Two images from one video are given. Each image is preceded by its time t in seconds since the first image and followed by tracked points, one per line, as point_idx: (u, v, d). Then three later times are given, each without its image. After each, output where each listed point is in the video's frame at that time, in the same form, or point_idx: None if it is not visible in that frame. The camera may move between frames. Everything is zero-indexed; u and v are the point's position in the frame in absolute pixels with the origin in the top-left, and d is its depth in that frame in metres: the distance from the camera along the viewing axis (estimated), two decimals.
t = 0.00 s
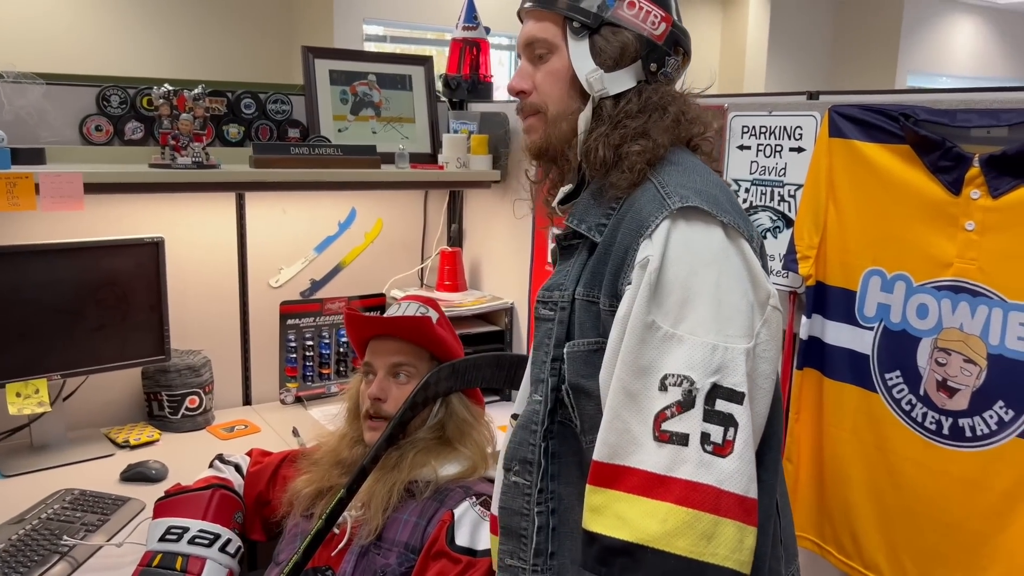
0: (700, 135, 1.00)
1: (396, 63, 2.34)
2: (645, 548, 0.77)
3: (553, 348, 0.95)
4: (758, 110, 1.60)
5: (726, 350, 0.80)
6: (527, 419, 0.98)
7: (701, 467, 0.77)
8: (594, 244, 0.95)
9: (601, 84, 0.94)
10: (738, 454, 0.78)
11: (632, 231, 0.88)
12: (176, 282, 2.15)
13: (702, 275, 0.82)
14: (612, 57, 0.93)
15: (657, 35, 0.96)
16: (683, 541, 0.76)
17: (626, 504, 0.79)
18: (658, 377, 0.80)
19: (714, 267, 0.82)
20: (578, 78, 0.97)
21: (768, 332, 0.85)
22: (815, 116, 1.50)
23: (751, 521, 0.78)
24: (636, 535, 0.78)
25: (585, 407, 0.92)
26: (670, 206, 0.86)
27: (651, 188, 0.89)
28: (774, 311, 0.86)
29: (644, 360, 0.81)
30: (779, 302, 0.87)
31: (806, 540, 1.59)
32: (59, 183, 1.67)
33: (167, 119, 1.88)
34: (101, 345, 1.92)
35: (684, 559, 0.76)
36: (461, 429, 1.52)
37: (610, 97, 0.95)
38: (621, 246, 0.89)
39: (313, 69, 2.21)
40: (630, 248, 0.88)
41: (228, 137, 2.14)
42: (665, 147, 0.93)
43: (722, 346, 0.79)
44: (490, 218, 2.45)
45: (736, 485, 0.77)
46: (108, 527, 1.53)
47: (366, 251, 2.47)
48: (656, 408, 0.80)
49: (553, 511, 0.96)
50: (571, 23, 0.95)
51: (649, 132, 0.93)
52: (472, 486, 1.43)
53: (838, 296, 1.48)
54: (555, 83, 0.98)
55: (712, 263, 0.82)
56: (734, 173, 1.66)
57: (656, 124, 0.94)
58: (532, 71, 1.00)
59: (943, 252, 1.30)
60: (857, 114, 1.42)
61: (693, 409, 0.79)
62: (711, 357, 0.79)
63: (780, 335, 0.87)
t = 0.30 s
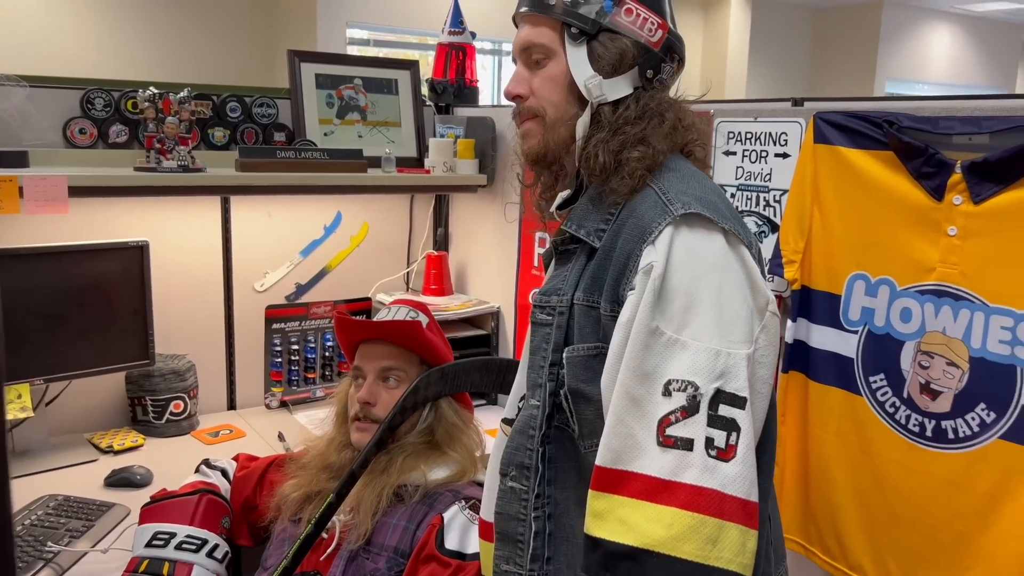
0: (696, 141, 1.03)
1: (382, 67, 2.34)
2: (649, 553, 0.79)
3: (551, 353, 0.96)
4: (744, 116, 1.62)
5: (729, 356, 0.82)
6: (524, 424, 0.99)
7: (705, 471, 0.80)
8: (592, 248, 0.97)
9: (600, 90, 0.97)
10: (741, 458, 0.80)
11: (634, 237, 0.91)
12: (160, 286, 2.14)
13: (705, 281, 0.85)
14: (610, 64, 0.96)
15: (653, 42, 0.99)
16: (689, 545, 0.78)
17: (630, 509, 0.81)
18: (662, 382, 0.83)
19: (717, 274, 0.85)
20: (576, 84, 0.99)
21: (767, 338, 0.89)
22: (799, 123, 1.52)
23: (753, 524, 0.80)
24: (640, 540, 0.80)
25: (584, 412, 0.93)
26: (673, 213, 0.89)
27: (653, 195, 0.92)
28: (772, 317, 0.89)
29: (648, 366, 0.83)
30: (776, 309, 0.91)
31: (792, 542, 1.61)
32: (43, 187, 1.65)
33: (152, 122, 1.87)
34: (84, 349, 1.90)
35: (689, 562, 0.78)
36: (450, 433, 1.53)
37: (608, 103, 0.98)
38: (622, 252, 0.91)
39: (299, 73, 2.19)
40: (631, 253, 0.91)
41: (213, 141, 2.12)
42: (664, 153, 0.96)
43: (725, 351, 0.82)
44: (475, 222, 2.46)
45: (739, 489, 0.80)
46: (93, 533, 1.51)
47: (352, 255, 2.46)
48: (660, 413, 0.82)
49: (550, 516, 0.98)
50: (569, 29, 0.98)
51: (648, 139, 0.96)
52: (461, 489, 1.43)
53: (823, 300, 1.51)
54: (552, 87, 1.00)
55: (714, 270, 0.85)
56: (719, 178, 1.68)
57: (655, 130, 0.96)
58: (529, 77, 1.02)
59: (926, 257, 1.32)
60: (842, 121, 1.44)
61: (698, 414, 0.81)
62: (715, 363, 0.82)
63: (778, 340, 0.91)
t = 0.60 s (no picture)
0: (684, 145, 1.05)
1: (368, 70, 2.34)
2: (644, 554, 0.80)
3: (542, 356, 0.97)
4: (728, 121, 1.64)
5: (721, 358, 0.84)
6: (514, 427, 1.00)
7: (698, 473, 0.81)
8: (582, 252, 0.98)
9: (589, 95, 0.98)
10: (733, 460, 0.82)
11: (625, 241, 0.91)
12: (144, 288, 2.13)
13: (697, 285, 0.86)
14: (598, 69, 0.98)
15: (641, 47, 1.00)
16: (684, 546, 0.80)
17: (624, 511, 0.82)
18: (654, 385, 0.84)
19: (708, 278, 0.87)
20: (565, 89, 1.00)
21: (755, 340, 0.91)
22: (782, 128, 1.54)
23: (744, 525, 0.82)
24: (634, 541, 0.81)
25: (574, 414, 0.94)
26: (664, 216, 0.90)
27: (643, 199, 0.93)
28: (760, 319, 0.92)
29: (640, 368, 0.85)
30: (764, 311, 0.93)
31: (775, 542, 1.62)
32: (27, 188, 1.64)
33: (137, 124, 1.86)
34: (68, 351, 1.89)
35: (683, 563, 0.80)
36: (436, 435, 1.53)
37: (597, 108, 0.99)
38: (614, 255, 0.92)
39: (284, 75, 2.20)
40: (623, 257, 0.92)
41: (198, 143, 2.12)
42: (653, 158, 0.97)
43: (716, 354, 0.84)
44: (461, 225, 2.46)
45: (731, 490, 0.81)
46: (76, 537, 1.50)
47: (338, 257, 2.46)
48: (653, 415, 0.83)
49: (540, 519, 0.98)
50: (558, 34, 0.99)
51: (638, 144, 0.97)
52: (448, 492, 1.44)
53: (805, 303, 1.52)
54: (541, 92, 1.01)
55: (705, 274, 0.87)
56: (703, 182, 1.70)
57: (644, 135, 0.98)
58: (517, 81, 1.03)
59: (906, 260, 1.34)
60: (823, 125, 1.46)
61: (691, 416, 0.82)
62: (707, 365, 0.84)
63: (765, 341, 0.93)
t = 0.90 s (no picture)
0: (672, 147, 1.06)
1: (356, 70, 2.34)
2: (631, 554, 0.81)
3: (530, 356, 0.98)
4: (714, 123, 1.65)
5: (708, 359, 0.85)
6: (502, 427, 1.00)
7: (685, 473, 0.82)
8: (571, 253, 0.99)
9: (578, 97, 0.99)
10: (719, 460, 0.83)
11: (614, 243, 0.92)
12: (130, 288, 2.12)
13: (685, 286, 0.87)
14: (587, 71, 0.98)
15: (629, 49, 1.01)
16: (670, 545, 0.81)
17: (611, 511, 0.83)
18: (642, 386, 0.85)
19: (695, 280, 0.87)
20: (554, 91, 1.01)
21: (742, 341, 0.92)
22: (768, 130, 1.55)
23: (730, 524, 0.83)
24: (622, 541, 0.82)
25: (562, 414, 0.95)
26: (653, 218, 0.91)
27: (632, 201, 0.94)
28: (747, 320, 0.93)
29: (629, 369, 0.85)
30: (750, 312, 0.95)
31: (760, 541, 1.63)
32: (13, 188, 1.64)
33: (124, 123, 1.85)
34: (53, 351, 1.88)
35: (670, 562, 0.81)
36: (424, 435, 1.53)
37: (586, 110, 1.00)
38: (603, 257, 0.93)
39: (272, 75, 2.19)
40: (611, 258, 0.92)
41: (185, 142, 2.11)
42: (642, 160, 0.98)
43: (704, 355, 0.85)
44: (450, 225, 2.46)
45: (718, 490, 0.82)
46: (62, 537, 1.50)
47: (326, 257, 2.45)
48: (641, 416, 0.84)
49: (528, 518, 0.99)
50: (547, 36, 0.99)
51: (626, 146, 0.98)
52: (436, 491, 1.44)
53: (791, 304, 1.54)
54: (529, 94, 1.01)
55: (693, 276, 0.88)
56: (690, 184, 1.71)
57: (632, 137, 0.99)
58: (505, 83, 1.03)
59: (890, 261, 1.36)
60: (808, 128, 1.47)
61: (678, 417, 0.83)
62: (694, 367, 0.85)
63: (751, 342, 0.94)
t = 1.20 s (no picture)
0: (666, 145, 1.06)
1: (349, 67, 2.34)
2: (623, 550, 0.82)
3: (524, 354, 0.98)
4: (706, 122, 1.66)
5: (700, 357, 0.86)
6: (496, 424, 1.00)
7: (677, 470, 0.83)
8: (565, 251, 0.99)
9: (572, 95, 0.99)
10: (711, 457, 0.84)
11: (607, 241, 0.93)
12: (122, 286, 2.11)
13: (677, 284, 0.88)
14: (581, 69, 0.99)
15: (623, 48, 1.01)
16: (661, 542, 0.81)
17: (603, 507, 0.84)
18: (635, 383, 0.85)
19: (688, 278, 0.88)
20: (548, 90, 1.01)
21: (734, 339, 0.93)
22: (759, 129, 1.56)
23: (721, 521, 0.84)
24: (614, 537, 0.82)
25: (555, 411, 0.95)
26: (646, 217, 0.91)
27: (625, 200, 0.94)
28: (739, 319, 0.93)
29: (621, 367, 0.86)
30: (742, 311, 0.95)
31: (752, 537, 1.64)
32: (4, 185, 1.63)
33: (116, 120, 1.85)
34: (45, 349, 1.87)
35: (662, 559, 0.81)
36: (417, 432, 1.54)
37: (580, 108, 1.00)
38: (596, 255, 0.93)
39: (265, 72, 2.19)
40: (605, 256, 0.93)
41: (177, 140, 2.10)
42: (635, 159, 0.98)
43: (696, 353, 0.86)
44: (442, 223, 2.46)
45: (709, 487, 0.83)
46: (54, 535, 1.50)
47: (318, 255, 2.45)
48: (633, 413, 0.85)
49: (521, 514, 0.99)
50: (542, 35, 1.00)
51: (620, 144, 0.98)
52: (428, 489, 1.44)
53: (782, 302, 1.55)
54: (524, 92, 1.02)
55: (686, 274, 0.88)
56: (682, 182, 1.72)
57: (626, 136, 0.99)
58: (500, 81, 1.04)
59: (881, 260, 1.37)
60: (800, 126, 1.48)
61: (670, 414, 0.84)
62: (687, 364, 0.85)
63: (743, 340, 0.95)
